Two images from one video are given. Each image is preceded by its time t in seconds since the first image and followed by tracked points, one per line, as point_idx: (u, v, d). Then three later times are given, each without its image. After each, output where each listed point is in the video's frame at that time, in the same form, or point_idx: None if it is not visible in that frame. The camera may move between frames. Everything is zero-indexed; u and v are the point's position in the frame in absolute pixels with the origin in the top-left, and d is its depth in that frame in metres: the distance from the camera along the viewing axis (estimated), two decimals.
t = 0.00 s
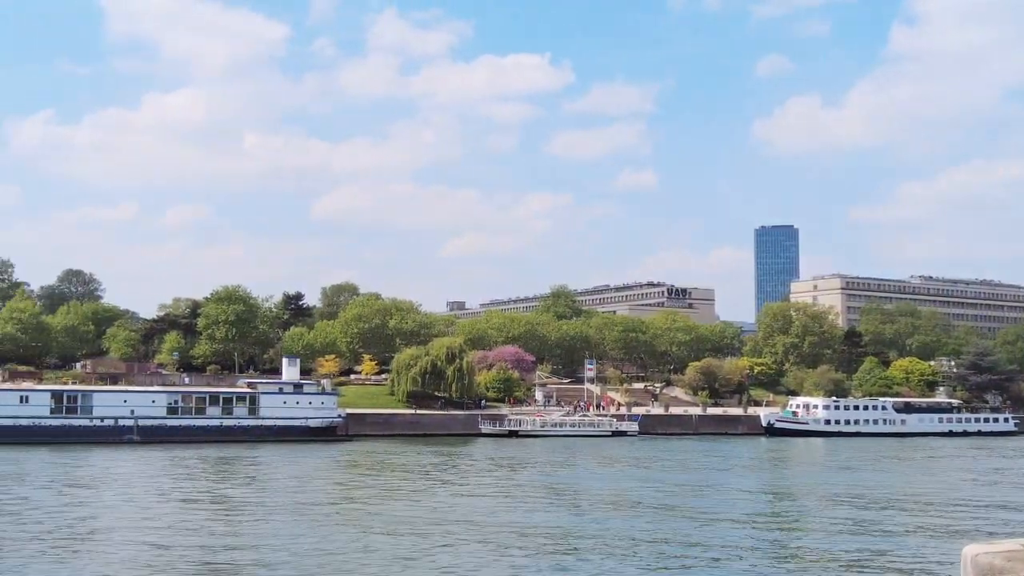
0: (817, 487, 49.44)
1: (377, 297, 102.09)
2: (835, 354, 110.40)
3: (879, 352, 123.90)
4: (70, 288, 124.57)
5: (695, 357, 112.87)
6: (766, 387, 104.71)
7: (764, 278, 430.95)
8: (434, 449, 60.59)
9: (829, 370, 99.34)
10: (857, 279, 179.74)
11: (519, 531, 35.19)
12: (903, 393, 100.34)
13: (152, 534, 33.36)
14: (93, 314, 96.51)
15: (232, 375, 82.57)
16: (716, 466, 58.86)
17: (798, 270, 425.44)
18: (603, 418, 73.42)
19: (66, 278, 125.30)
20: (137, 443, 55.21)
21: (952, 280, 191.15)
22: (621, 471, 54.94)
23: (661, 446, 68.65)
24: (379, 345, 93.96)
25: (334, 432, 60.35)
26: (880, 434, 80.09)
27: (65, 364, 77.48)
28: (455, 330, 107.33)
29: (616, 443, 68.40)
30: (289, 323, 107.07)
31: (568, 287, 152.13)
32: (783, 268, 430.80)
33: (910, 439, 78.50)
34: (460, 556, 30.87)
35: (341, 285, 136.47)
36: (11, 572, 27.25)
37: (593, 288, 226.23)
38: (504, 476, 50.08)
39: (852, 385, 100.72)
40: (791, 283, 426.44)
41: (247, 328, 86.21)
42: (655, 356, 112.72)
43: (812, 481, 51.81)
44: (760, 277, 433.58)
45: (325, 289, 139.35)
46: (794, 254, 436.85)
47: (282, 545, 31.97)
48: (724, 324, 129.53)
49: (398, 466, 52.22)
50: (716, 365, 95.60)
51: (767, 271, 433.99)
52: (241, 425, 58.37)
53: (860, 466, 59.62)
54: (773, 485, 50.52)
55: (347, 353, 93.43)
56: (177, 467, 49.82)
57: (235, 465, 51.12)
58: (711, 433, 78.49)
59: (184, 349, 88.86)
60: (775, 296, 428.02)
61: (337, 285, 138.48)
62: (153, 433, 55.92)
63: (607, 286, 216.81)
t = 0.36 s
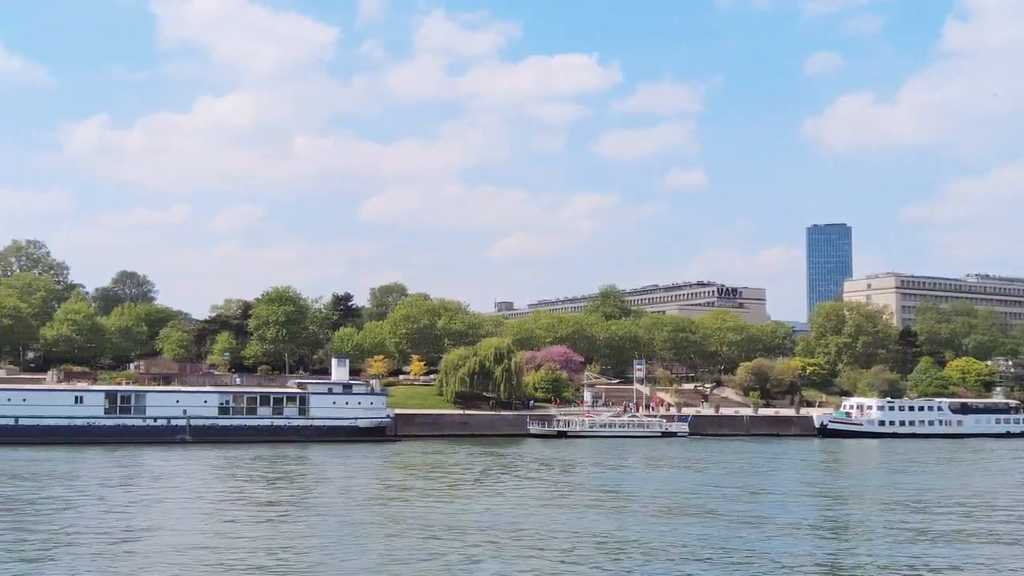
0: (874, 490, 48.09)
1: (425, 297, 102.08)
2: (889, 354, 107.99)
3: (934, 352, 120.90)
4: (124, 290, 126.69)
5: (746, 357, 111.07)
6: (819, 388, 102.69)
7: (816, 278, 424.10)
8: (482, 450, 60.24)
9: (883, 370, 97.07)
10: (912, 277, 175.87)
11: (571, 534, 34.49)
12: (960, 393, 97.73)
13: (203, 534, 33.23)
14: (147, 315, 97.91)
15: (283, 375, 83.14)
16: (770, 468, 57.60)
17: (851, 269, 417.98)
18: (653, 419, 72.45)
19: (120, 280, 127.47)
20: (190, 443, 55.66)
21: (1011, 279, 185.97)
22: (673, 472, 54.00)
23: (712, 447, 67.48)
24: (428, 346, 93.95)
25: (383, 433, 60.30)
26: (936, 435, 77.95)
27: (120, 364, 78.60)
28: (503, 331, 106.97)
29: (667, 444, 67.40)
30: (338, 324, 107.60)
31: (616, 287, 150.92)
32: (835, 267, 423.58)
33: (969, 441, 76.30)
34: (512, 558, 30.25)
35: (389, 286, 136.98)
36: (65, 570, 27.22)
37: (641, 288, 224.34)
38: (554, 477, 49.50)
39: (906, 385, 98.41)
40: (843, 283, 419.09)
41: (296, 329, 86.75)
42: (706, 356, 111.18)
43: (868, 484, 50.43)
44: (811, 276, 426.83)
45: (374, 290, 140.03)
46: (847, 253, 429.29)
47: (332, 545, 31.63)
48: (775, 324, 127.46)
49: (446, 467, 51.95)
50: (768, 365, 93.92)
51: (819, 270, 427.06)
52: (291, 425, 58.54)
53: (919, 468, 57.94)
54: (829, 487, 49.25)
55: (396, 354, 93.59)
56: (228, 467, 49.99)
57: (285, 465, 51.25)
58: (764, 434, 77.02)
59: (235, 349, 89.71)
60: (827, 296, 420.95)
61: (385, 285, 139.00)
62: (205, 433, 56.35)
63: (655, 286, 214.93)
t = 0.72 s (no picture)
0: (906, 489, 47.19)
1: (452, 296, 101.87)
2: (918, 353, 106.47)
3: (964, 350, 119.06)
4: (152, 290, 127.59)
5: (774, 357, 109.87)
6: (847, 387, 101.36)
7: (844, 277, 419.93)
8: (508, 450, 59.82)
9: (911, 369, 95.59)
10: (941, 275, 173.57)
11: (599, 535, 33.88)
12: (989, 392, 96.10)
13: (228, 534, 32.95)
14: (174, 315, 98.40)
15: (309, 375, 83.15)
16: (800, 468, 56.73)
17: (880, 267, 413.39)
18: (680, 419, 71.73)
19: (148, 280, 128.40)
20: (216, 442, 55.64)
21: None
22: (701, 472, 53.27)
23: (740, 447, 66.63)
24: (453, 346, 93.72)
25: (408, 432, 60.04)
26: (966, 435, 76.55)
27: (147, 364, 78.98)
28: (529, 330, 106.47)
29: (694, 443, 66.64)
30: (364, 323, 107.65)
31: (643, 287, 149.95)
32: (864, 265, 419.17)
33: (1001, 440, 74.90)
34: (540, 559, 29.67)
35: (415, 286, 136.96)
36: (90, 571, 26.96)
37: (667, 288, 223.01)
38: (581, 477, 49.00)
39: (934, 384, 96.94)
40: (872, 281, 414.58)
41: (322, 329, 86.80)
42: (733, 356, 110.06)
43: (900, 483, 49.49)
44: (839, 275, 422.68)
45: (400, 290, 140.12)
46: (875, 251, 424.71)
47: (358, 545, 31.33)
48: (803, 323, 126.11)
49: (472, 466, 51.58)
50: (795, 364, 92.79)
51: (847, 269, 422.85)
52: (317, 425, 58.42)
53: (951, 467, 56.85)
54: (860, 487, 48.38)
55: (421, 353, 93.40)
56: (255, 467, 49.87)
57: (311, 464, 51.10)
58: (792, 434, 76.02)
59: (262, 349, 89.93)
60: (855, 295, 416.60)
61: (411, 285, 139.00)
62: (231, 432, 56.32)
63: (681, 286, 213.60)
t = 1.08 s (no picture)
0: (935, 489, 46.39)
1: (474, 296, 101.63)
2: (944, 351, 105.04)
3: (990, 349, 117.38)
4: (175, 290, 128.31)
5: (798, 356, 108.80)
6: (872, 387, 100.14)
7: (868, 275, 416.06)
8: (530, 449, 59.40)
9: (937, 368, 94.24)
10: (966, 274, 171.43)
11: (625, 535, 33.32)
12: (1016, 392, 94.56)
13: (250, 534, 32.67)
14: (197, 314, 98.75)
15: (331, 374, 83.08)
16: (826, 468, 55.94)
17: (905, 266, 409.39)
18: (703, 418, 71.03)
19: (172, 280, 129.10)
20: (239, 442, 55.57)
21: None
22: (726, 472, 52.60)
23: (765, 447, 65.84)
24: (475, 345, 93.41)
25: (431, 432, 59.77)
26: (993, 434, 75.33)
27: (171, 364, 79.28)
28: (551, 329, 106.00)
29: (719, 443, 65.94)
30: (386, 322, 107.62)
31: (665, 287, 149.03)
32: (889, 264, 415.15)
33: None
34: (565, 559, 29.29)
35: (436, 285, 136.82)
36: (111, 570, 26.67)
37: (689, 287, 221.73)
38: (605, 477, 48.50)
39: (961, 383, 95.59)
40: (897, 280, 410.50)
41: (345, 328, 86.79)
42: (757, 355, 109.06)
43: (928, 483, 48.67)
44: (864, 274, 418.92)
45: (422, 290, 140.09)
46: (900, 250, 420.49)
47: (382, 544, 31.09)
48: (827, 322, 124.80)
49: (494, 466, 51.24)
50: (820, 363, 91.71)
51: (872, 268, 418.92)
52: (340, 424, 58.29)
53: (980, 467, 55.90)
54: (887, 486, 47.61)
55: (444, 353, 93.13)
56: (277, 466, 49.71)
57: (333, 464, 50.93)
58: (817, 434, 75.10)
59: (284, 348, 90.05)
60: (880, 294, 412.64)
61: (433, 285, 138.93)
62: (254, 432, 56.24)
63: (704, 285, 212.42)
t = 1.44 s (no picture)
0: (969, 490, 45.64)
1: (501, 296, 101.47)
2: (977, 352, 103.46)
3: None
4: (205, 291, 129.34)
5: (829, 357, 107.63)
6: (903, 387, 98.86)
7: (899, 275, 411.27)
8: (558, 449, 59.14)
9: (970, 368, 92.81)
10: (999, 274, 168.85)
11: (655, 537, 32.91)
12: None
13: (277, 534, 32.62)
14: (226, 315, 99.45)
15: (359, 374, 83.26)
16: (858, 469, 55.21)
17: (937, 265, 404.21)
18: (732, 419, 70.42)
19: (201, 280, 130.18)
20: (268, 442, 55.78)
21: None
22: (756, 473, 51.99)
23: (795, 448, 65.11)
24: (503, 345, 93.23)
25: (458, 432, 59.71)
26: None
27: (200, 363, 79.86)
28: (578, 329, 105.58)
29: (748, 444, 65.32)
30: (414, 323, 107.75)
31: (693, 286, 148.11)
32: (920, 263, 410.10)
33: None
34: (593, 559, 29.10)
35: (463, 285, 136.86)
36: (141, 568, 26.68)
37: (717, 287, 220.18)
38: (633, 477, 48.15)
39: (995, 384, 94.06)
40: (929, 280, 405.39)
41: (372, 328, 86.99)
42: (787, 355, 107.98)
43: (962, 485, 47.87)
44: (895, 273, 414.17)
45: (448, 290, 140.22)
46: (932, 249, 415.25)
47: (409, 543, 31.04)
48: (857, 322, 123.44)
49: (522, 466, 51.07)
50: (850, 364, 90.60)
51: (903, 267, 414.09)
52: (367, 424, 58.32)
53: (1015, 469, 54.93)
54: (920, 487, 46.89)
55: (471, 353, 93.05)
56: (305, 466, 49.79)
57: (361, 463, 50.99)
58: (848, 434, 74.19)
59: (312, 348, 90.41)
60: (911, 294, 407.64)
61: (460, 285, 139.04)
62: (282, 432, 56.44)
63: (733, 285, 210.92)
